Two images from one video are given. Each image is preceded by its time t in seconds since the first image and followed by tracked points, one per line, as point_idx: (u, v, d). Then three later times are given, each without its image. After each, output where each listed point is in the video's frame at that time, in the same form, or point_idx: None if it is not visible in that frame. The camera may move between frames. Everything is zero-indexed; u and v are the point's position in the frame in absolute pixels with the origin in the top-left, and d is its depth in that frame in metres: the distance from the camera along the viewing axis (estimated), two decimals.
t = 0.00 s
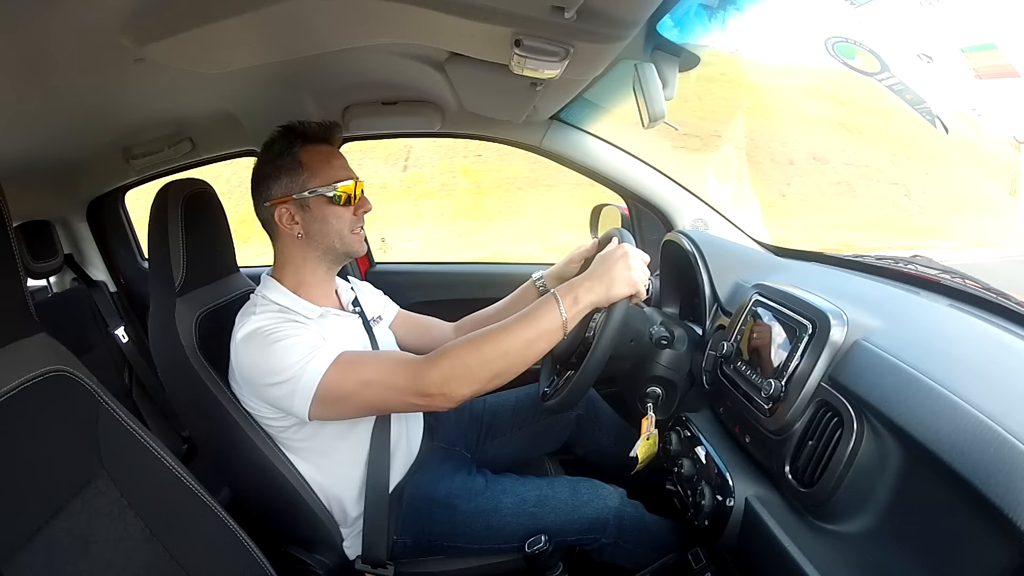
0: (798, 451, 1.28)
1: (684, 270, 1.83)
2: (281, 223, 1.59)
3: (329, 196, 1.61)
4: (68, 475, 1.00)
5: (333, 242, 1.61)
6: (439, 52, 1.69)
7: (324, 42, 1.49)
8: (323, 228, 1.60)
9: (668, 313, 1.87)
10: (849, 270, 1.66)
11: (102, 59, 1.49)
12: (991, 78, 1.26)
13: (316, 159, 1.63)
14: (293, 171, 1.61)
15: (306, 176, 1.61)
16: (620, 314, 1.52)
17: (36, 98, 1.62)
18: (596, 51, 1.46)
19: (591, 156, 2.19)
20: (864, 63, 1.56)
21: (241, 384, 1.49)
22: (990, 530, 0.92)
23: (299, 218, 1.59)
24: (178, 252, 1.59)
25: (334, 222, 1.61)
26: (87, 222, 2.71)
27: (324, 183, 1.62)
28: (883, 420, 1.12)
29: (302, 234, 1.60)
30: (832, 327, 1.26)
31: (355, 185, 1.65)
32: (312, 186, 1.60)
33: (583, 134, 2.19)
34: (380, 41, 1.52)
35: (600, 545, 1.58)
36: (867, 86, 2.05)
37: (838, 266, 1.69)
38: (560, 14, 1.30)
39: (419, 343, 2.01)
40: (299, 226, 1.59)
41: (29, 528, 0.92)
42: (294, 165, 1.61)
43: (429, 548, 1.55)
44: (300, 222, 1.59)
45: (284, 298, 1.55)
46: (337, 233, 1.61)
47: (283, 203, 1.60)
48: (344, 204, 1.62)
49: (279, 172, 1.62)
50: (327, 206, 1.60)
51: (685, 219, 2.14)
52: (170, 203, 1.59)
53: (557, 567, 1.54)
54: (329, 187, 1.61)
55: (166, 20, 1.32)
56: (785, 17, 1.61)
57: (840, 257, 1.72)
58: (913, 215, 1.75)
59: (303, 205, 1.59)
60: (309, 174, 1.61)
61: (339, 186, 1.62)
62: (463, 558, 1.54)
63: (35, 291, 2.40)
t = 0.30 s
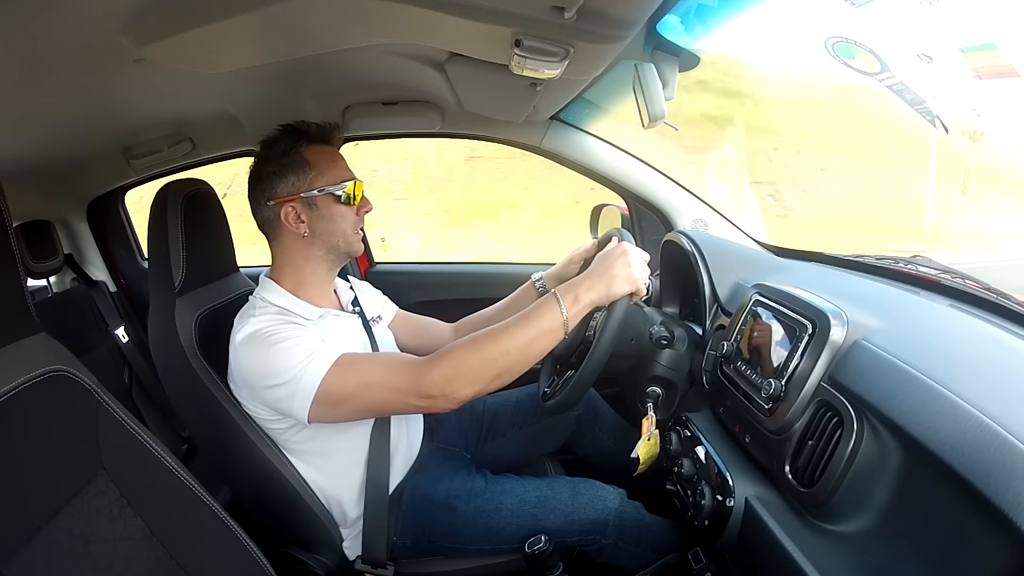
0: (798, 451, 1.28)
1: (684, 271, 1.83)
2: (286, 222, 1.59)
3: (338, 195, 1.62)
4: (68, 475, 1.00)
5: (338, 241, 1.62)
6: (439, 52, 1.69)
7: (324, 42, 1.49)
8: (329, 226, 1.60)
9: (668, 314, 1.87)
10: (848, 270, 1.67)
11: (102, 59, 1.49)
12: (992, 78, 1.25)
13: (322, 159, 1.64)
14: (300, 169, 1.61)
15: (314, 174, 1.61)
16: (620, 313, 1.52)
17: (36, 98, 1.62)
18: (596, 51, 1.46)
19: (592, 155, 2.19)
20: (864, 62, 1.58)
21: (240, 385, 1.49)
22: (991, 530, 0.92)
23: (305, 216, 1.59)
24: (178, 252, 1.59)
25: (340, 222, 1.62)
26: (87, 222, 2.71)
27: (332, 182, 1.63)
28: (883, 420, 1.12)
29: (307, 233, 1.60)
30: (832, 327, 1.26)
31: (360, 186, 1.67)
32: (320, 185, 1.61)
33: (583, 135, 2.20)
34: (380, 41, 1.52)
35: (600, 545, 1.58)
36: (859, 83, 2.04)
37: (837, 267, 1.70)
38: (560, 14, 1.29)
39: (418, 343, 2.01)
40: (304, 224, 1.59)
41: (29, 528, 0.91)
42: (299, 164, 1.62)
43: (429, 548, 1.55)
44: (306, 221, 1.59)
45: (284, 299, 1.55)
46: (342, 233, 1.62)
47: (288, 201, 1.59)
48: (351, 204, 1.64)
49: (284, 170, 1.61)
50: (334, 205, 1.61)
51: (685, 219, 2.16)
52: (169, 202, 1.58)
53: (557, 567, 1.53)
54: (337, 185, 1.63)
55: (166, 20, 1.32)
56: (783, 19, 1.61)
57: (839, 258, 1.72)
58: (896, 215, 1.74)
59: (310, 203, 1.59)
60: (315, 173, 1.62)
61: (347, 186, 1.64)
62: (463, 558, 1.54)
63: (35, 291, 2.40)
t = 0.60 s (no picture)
0: (798, 451, 1.28)
1: (684, 271, 1.83)
2: (287, 222, 1.58)
3: (339, 193, 1.62)
4: (68, 475, 1.00)
5: (339, 240, 1.63)
6: (439, 52, 1.69)
7: (323, 41, 1.49)
8: (331, 224, 1.61)
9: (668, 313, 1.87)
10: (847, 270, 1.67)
11: (102, 59, 1.49)
12: (991, 78, 1.25)
13: (321, 157, 1.64)
14: (300, 168, 1.61)
15: (314, 173, 1.61)
16: (621, 312, 1.51)
17: (36, 98, 1.62)
18: (596, 51, 1.46)
19: (592, 155, 2.19)
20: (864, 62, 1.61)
21: (240, 385, 1.49)
22: (990, 530, 0.92)
23: (306, 216, 1.59)
24: (178, 252, 1.59)
25: (342, 220, 1.62)
26: (87, 222, 2.71)
27: (333, 180, 1.63)
28: (883, 420, 1.12)
29: (309, 232, 1.59)
30: (832, 327, 1.26)
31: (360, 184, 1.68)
32: (321, 183, 1.61)
33: (583, 135, 2.20)
34: (379, 41, 1.52)
35: (600, 545, 1.58)
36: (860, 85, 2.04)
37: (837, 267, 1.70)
38: (560, 14, 1.29)
39: (418, 343, 2.01)
40: (305, 224, 1.59)
41: (29, 528, 0.91)
42: (299, 164, 1.61)
43: (429, 549, 1.55)
44: (307, 220, 1.59)
45: (283, 299, 1.54)
46: (343, 232, 1.63)
47: (289, 201, 1.59)
48: (352, 202, 1.65)
49: (284, 170, 1.61)
50: (335, 203, 1.62)
51: (685, 219, 2.17)
52: (169, 202, 1.59)
53: (557, 567, 1.51)
54: (337, 184, 1.63)
55: (166, 20, 1.32)
56: (783, 19, 1.61)
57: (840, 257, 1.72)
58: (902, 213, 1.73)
59: (312, 202, 1.59)
60: (316, 172, 1.62)
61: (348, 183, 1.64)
62: (463, 558, 1.54)
63: (35, 291, 2.40)
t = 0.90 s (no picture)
0: (798, 451, 1.28)
1: (684, 271, 1.83)
2: (279, 224, 1.59)
3: (329, 195, 1.61)
4: (68, 475, 1.00)
5: (333, 242, 1.62)
6: (439, 52, 1.69)
7: (323, 41, 1.49)
8: (323, 227, 1.60)
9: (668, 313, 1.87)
10: (847, 270, 1.67)
11: (102, 59, 1.49)
12: (991, 78, 1.25)
13: (314, 158, 1.63)
14: (291, 170, 1.61)
15: (305, 175, 1.61)
16: (620, 313, 1.51)
17: (36, 98, 1.61)
18: (596, 51, 1.46)
19: (592, 155, 2.20)
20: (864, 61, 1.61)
21: (240, 385, 1.49)
22: (990, 529, 0.92)
23: (298, 218, 1.59)
24: (178, 252, 1.59)
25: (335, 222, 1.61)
26: (87, 222, 2.71)
27: (324, 182, 1.62)
28: (883, 420, 1.12)
29: (301, 234, 1.60)
30: (832, 327, 1.26)
31: (354, 185, 1.65)
32: (311, 185, 1.61)
33: (583, 135, 2.21)
34: (380, 41, 1.52)
35: (600, 545, 1.58)
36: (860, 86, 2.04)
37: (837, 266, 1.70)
38: (560, 14, 1.29)
39: (418, 343, 2.01)
40: (297, 226, 1.59)
41: (29, 528, 0.91)
42: (291, 165, 1.61)
43: (429, 549, 1.55)
44: (299, 223, 1.59)
45: (283, 300, 1.55)
46: (337, 233, 1.62)
47: (281, 203, 1.59)
48: (344, 203, 1.63)
49: (277, 172, 1.61)
50: (327, 205, 1.61)
51: (685, 219, 2.15)
52: (169, 203, 1.59)
53: (557, 567, 1.51)
54: (328, 185, 1.62)
55: (165, 20, 1.32)
56: (783, 19, 1.61)
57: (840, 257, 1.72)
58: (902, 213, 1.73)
59: (303, 205, 1.59)
60: (307, 173, 1.61)
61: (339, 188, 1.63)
62: (463, 558, 1.54)
63: (35, 291, 2.40)
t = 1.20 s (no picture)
0: (798, 451, 1.28)
1: (684, 271, 1.83)
2: (272, 228, 1.60)
3: (320, 199, 1.60)
4: (68, 474, 1.00)
5: (325, 245, 1.61)
6: (439, 52, 1.69)
7: (323, 41, 1.49)
8: (314, 231, 1.60)
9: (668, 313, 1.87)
10: (848, 270, 1.67)
11: (102, 59, 1.48)
12: (991, 78, 1.26)
13: (303, 162, 1.63)
14: (282, 175, 1.61)
15: (295, 179, 1.61)
16: (621, 312, 1.51)
17: (36, 98, 1.61)
18: (596, 51, 1.46)
19: (592, 155, 2.20)
20: (864, 62, 1.61)
21: (240, 386, 1.49)
22: (991, 529, 0.92)
23: (290, 222, 1.59)
24: (178, 252, 1.59)
25: (326, 225, 1.60)
26: (88, 222, 2.71)
27: (312, 187, 1.61)
28: (883, 420, 1.12)
29: (293, 239, 1.60)
30: (832, 327, 1.26)
31: (347, 186, 1.65)
32: (301, 190, 1.60)
33: (583, 135, 2.21)
34: (379, 41, 1.52)
35: (600, 545, 1.58)
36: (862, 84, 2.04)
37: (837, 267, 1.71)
38: (560, 14, 1.29)
39: (418, 343, 2.01)
40: (289, 230, 1.60)
41: (28, 528, 0.91)
42: (282, 170, 1.62)
43: (429, 548, 1.55)
44: (290, 227, 1.59)
45: (283, 300, 1.55)
46: (329, 236, 1.61)
47: (272, 208, 1.60)
48: (336, 206, 1.62)
49: (269, 176, 1.62)
50: (318, 209, 1.60)
51: (685, 219, 2.18)
52: (169, 202, 1.58)
53: (557, 567, 1.52)
54: (318, 190, 1.61)
55: (165, 19, 1.32)
56: (783, 20, 1.61)
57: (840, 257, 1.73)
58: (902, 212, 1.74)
59: (293, 209, 1.60)
60: (297, 178, 1.61)
61: (329, 189, 1.62)
62: (463, 558, 1.54)
63: (35, 291, 2.40)
